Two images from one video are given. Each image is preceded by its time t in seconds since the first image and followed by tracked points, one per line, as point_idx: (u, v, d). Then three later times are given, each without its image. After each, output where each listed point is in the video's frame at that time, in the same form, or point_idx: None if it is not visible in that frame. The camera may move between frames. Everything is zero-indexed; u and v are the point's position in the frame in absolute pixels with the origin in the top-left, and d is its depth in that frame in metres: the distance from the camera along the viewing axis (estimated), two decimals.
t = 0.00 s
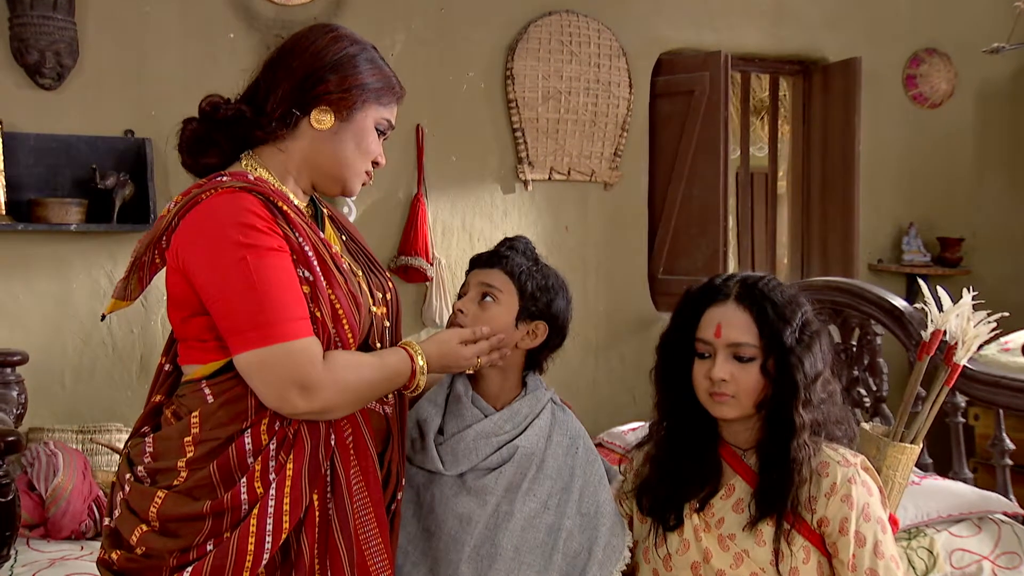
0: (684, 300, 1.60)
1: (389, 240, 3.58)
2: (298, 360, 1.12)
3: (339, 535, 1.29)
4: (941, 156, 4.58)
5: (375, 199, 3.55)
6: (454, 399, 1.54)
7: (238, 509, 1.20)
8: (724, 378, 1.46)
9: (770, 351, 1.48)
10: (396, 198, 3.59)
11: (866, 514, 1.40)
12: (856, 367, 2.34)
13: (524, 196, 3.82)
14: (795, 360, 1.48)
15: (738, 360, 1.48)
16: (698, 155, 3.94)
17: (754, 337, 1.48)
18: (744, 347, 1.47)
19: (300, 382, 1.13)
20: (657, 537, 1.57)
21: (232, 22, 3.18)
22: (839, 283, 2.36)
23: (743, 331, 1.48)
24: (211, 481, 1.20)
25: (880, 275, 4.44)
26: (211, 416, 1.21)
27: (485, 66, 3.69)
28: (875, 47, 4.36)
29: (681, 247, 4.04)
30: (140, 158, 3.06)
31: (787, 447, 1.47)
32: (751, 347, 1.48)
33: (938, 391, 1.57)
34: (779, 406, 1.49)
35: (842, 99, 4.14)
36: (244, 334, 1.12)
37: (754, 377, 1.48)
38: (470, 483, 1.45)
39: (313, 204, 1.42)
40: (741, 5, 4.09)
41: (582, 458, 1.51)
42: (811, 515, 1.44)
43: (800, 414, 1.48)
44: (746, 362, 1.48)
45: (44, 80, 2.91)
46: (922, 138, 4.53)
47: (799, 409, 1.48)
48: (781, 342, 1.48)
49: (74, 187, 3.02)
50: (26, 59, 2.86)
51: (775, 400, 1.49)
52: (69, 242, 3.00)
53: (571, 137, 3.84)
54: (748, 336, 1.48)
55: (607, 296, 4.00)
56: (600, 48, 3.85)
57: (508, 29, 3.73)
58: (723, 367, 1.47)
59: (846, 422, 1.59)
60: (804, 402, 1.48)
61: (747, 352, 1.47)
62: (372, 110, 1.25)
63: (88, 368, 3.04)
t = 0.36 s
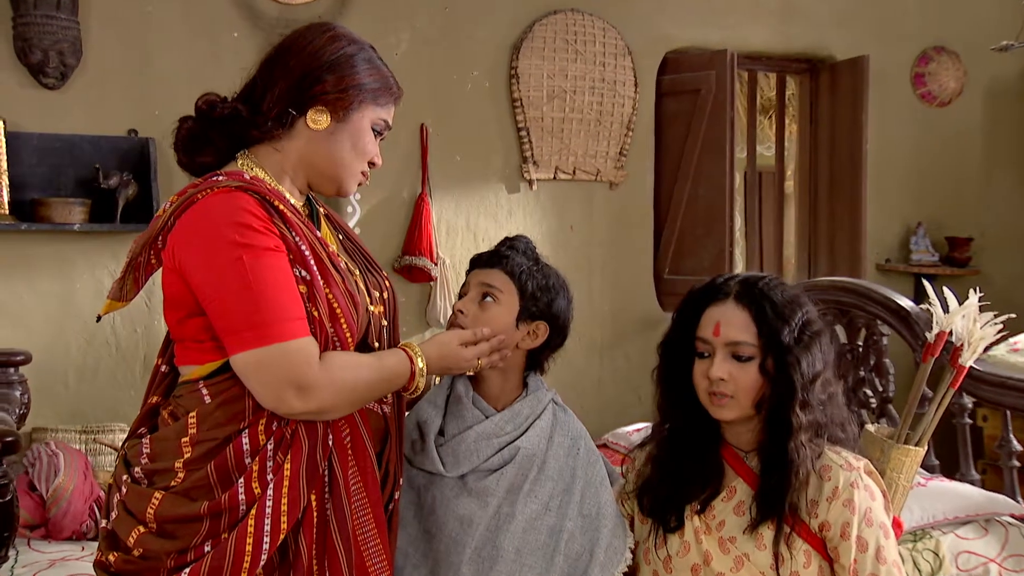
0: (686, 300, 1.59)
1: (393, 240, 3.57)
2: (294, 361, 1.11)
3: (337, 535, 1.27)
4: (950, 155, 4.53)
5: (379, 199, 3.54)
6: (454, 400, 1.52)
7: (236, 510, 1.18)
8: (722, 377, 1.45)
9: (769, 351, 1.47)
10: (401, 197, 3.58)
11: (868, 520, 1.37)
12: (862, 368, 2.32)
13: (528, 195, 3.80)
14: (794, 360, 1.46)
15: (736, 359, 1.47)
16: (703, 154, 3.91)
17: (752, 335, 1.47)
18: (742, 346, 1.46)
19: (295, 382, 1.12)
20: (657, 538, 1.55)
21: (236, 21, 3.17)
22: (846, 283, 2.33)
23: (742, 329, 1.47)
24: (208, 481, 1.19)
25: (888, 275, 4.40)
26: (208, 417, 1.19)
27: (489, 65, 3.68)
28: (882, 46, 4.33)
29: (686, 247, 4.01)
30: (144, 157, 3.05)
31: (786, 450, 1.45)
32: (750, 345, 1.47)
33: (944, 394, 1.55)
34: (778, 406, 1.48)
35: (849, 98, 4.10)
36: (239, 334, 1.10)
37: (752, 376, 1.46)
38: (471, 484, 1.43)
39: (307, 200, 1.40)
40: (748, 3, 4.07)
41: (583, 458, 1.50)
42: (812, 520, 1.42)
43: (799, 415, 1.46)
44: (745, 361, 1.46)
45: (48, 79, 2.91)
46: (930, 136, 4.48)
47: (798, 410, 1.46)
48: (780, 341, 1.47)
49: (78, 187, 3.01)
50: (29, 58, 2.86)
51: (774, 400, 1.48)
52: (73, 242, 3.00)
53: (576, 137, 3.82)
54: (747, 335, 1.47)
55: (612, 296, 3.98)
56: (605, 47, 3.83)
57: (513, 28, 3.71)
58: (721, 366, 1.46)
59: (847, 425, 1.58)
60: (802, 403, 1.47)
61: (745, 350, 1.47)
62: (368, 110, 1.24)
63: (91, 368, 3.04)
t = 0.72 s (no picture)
0: (692, 298, 1.61)
1: (400, 240, 3.57)
2: (291, 364, 1.11)
3: (336, 537, 1.27)
4: (962, 154, 4.48)
5: (387, 199, 3.54)
6: (457, 400, 1.51)
7: (235, 511, 1.18)
8: (717, 373, 1.46)
9: (765, 347, 1.46)
10: (408, 198, 3.57)
11: (870, 527, 1.37)
12: (870, 369, 2.29)
13: (536, 195, 3.79)
14: (789, 357, 1.46)
15: (732, 354, 1.47)
16: (712, 154, 3.89)
17: (749, 331, 1.47)
18: (738, 341, 1.46)
19: (291, 384, 1.11)
20: (658, 541, 1.54)
21: (243, 21, 3.17)
22: (854, 283, 2.31)
23: (739, 325, 1.47)
24: (207, 483, 1.18)
25: (899, 275, 4.37)
26: (207, 418, 1.19)
27: (496, 64, 3.67)
28: (893, 44, 4.29)
29: (695, 247, 3.99)
30: (150, 158, 3.06)
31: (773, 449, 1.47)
32: (746, 341, 1.47)
33: (953, 397, 1.52)
34: (772, 403, 1.47)
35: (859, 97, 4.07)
36: (234, 334, 1.10)
37: (747, 373, 1.46)
38: (474, 486, 1.42)
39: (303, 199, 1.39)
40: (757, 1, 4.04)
41: (586, 459, 1.49)
42: (815, 527, 1.42)
43: (789, 416, 1.46)
44: (741, 357, 1.46)
45: (55, 80, 2.92)
46: (942, 135, 4.43)
47: (787, 411, 1.46)
48: (776, 338, 1.47)
49: (85, 187, 3.02)
50: (37, 59, 2.87)
51: (770, 398, 1.47)
52: (80, 242, 3.01)
53: (583, 136, 3.81)
54: (744, 331, 1.47)
55: (620, 296, 3.96)
56: (612, 47, 3.81)
57: (520, 27, 3.70)
58: (716, 361, 1.47)
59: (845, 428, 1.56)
60: (794, 402, 1.46)
61: (742, 346, 1.46)
62: (365, 111, 1.23)
63: (99, 368, 3.05)
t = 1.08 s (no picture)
0: (698, 296, 1.63)
1: (407, 240, 3.56)
2: (287, 365, 1.10)
3: (335, 538, 1.26)
4: (973, 153, 4.44)
5: (394, 198, 3.54)
6: (460, 401, 1.49)
7: (233, 512, 1.17)
8: (707, 365, 1.48)
9: (754, 342, 1.47)
10: (414, 197, 3.57)
11: (872, 530, 1.36)
12: (878, 369, 2.28)
13: (543, 194, 3.78)
14: (778, 353, 1.46)
15: (723, 348, 1.48)
16: (720, 153, 3.87)
17: (742, 326, 1.48)
18: (730, 335, 1.48)
19: (287, 386, 1.11)
20: (661, 541, 1.56)
21: (250, 21, 3.17)
22: (862, 283, 2.29)
23: (733, 320, 1.48)
24: (205, 484, 1.17)
25: (908, 275, 4.34)
26: (205, 419, 1.18)
27: (504, 63, 3.66)
28: (903, 43, 4.26)
29: (702, 246, 3.97)
30: (157, 158, 3.07)
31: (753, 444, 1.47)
32: (737, 335, 1.47)
33: (964, 400, 1.51)
34: (761, 401, 1.46)
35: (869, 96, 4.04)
36: (229, 335, 1.09)
37: (737, 367, 1.47)
38: (480, 487, 1.41)
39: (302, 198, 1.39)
40: None
41: (589, 460, 1.48)
42: (816, 530, 1.41)
43: (769, 414, 1.46)
44: (730, 351, 1.47)
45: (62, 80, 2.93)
46: (953, 134, 4.40)
47: (770, 410, 1.46)
48: (768, 334, 1.47)
49: (92, 187, 3.03)
50: (44, 59, 2.87)
51: (759, 395, 1.47)
52: (87, 241, 3.01)
53: (590, 136, 3.79)
54: (736, 325, 1.48)
55: (628, 296, 3.95)
56: (619, 46, 3.80)
57: (527, 27, 3.69)
58: (707, 354, 1.48)
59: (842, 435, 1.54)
60: (780, 401, 1.46)
61: (732, 340, 1.48)
62: (363, 110, 1.22)
63: (106, 367, 3.06)
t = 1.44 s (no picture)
0: (704, 296, 1.63)
1: (414, 240, 3.56)
2: (290, 366, 1.09)
3: (337, 540, 1.26)
4: (985, 153, 4.40)
5: (401, 198, 3.54)
6: (464, 403, 1.48)
7: (235, 514, 1.17)
8: (708, 364, 1.48)
9: (755, 340, 1.47)
10: (421, 197, 3.57)
11: (881, 532, 1.34)
12: (886, 370, 2.26)
13: (550, 194, 3.77)
14: (779, 350, 1.46)
15: (725, 346, 1.48)
16: (729, 153, 3.85)
17: (744, 324, 1.48)
18: (731, 333, 1.48)
19: (290, 387, 1.10)
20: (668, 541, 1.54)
21: (257, 22, 3.17)
22: (870, 283, 2.27)
23: (735, 318, 1.49)
24: (207, 485, 1.17)
25: (919, 275, 4.30)
26: (207, 419, 1.18)
27: (511, 63, 3.65)
28: (914, 42, 4.23)
29: (711, 247, 3.95)
30: (165, 158, 3.07)
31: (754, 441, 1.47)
32: (739, 333, 1.48)
33: (978, 404, 1.50)
34: (762, 399, 1.46)
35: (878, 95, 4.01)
36: (230, 336, 1.09)
37: (737, 365, 1.46)
38: (489, 489, 1.39)
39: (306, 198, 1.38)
40: None
41: (594, 460, 1.48)
42: (823, 531, 1.39)
43: (768, 412, 1.46)
44: (731, 349, 1.47)
45: (71, 81, 2.94)
46: (965, 134, 4.36)
47: (770, 409, 1.45)
48: (769, 332, 1.47)
49: (99, 186, 3.04)
50: (52, 60, 2.88)
51: (760, 392, 1.46)
52: (95, 241, 3.02)
53: (598, 136, 3.78)
54: (738, 323, 1.48)
55: (636, 297, 3.93)
56: (628, 45, 3.78)
57: (535, 27, 3.68)
58: (709, 351, 1.49)
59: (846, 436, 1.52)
60: (778, 399, 1.45)
61: (733, 338, 1.48)
62: (365, 109, 1.21)
63: (114, 367, 3.06)
